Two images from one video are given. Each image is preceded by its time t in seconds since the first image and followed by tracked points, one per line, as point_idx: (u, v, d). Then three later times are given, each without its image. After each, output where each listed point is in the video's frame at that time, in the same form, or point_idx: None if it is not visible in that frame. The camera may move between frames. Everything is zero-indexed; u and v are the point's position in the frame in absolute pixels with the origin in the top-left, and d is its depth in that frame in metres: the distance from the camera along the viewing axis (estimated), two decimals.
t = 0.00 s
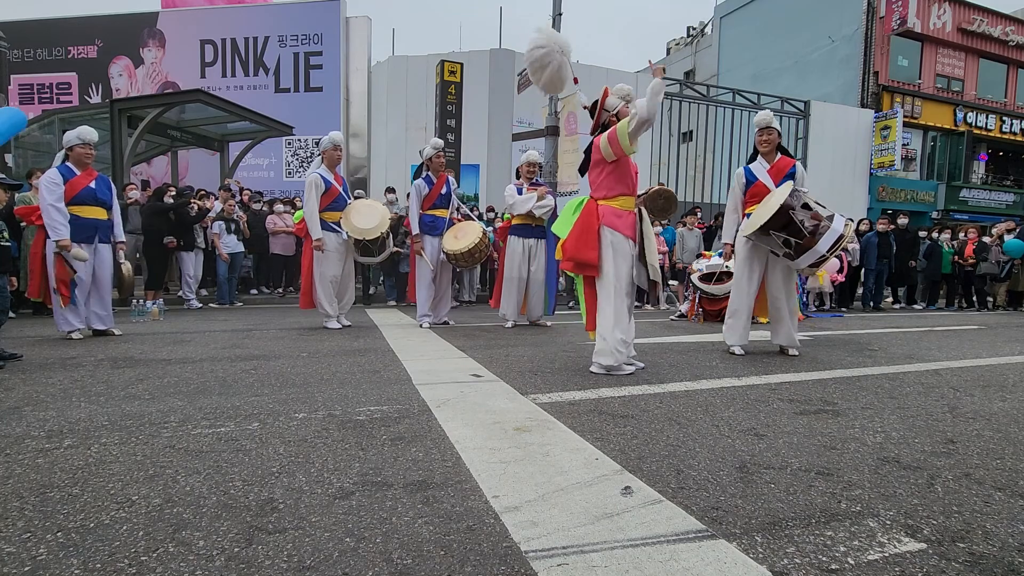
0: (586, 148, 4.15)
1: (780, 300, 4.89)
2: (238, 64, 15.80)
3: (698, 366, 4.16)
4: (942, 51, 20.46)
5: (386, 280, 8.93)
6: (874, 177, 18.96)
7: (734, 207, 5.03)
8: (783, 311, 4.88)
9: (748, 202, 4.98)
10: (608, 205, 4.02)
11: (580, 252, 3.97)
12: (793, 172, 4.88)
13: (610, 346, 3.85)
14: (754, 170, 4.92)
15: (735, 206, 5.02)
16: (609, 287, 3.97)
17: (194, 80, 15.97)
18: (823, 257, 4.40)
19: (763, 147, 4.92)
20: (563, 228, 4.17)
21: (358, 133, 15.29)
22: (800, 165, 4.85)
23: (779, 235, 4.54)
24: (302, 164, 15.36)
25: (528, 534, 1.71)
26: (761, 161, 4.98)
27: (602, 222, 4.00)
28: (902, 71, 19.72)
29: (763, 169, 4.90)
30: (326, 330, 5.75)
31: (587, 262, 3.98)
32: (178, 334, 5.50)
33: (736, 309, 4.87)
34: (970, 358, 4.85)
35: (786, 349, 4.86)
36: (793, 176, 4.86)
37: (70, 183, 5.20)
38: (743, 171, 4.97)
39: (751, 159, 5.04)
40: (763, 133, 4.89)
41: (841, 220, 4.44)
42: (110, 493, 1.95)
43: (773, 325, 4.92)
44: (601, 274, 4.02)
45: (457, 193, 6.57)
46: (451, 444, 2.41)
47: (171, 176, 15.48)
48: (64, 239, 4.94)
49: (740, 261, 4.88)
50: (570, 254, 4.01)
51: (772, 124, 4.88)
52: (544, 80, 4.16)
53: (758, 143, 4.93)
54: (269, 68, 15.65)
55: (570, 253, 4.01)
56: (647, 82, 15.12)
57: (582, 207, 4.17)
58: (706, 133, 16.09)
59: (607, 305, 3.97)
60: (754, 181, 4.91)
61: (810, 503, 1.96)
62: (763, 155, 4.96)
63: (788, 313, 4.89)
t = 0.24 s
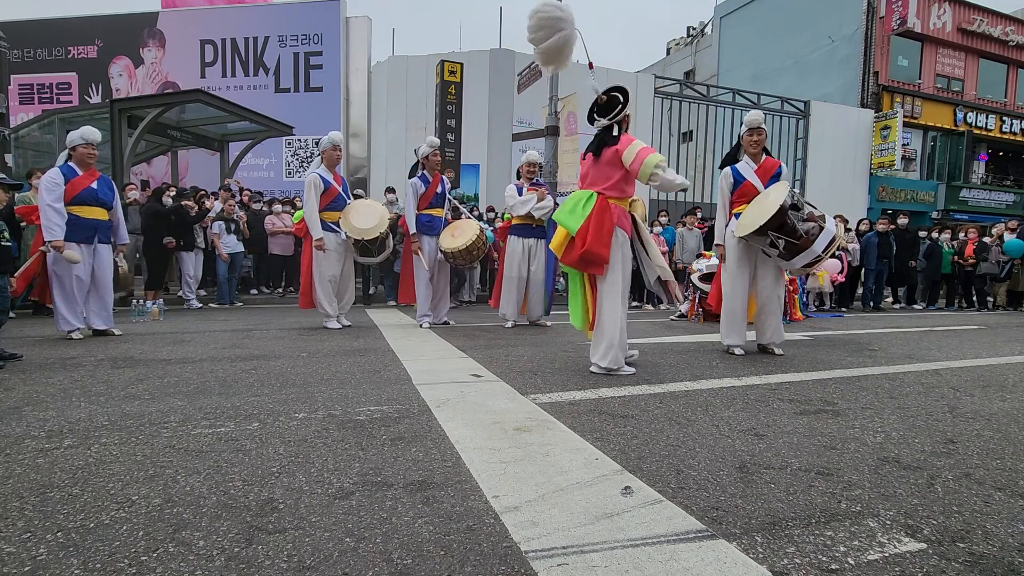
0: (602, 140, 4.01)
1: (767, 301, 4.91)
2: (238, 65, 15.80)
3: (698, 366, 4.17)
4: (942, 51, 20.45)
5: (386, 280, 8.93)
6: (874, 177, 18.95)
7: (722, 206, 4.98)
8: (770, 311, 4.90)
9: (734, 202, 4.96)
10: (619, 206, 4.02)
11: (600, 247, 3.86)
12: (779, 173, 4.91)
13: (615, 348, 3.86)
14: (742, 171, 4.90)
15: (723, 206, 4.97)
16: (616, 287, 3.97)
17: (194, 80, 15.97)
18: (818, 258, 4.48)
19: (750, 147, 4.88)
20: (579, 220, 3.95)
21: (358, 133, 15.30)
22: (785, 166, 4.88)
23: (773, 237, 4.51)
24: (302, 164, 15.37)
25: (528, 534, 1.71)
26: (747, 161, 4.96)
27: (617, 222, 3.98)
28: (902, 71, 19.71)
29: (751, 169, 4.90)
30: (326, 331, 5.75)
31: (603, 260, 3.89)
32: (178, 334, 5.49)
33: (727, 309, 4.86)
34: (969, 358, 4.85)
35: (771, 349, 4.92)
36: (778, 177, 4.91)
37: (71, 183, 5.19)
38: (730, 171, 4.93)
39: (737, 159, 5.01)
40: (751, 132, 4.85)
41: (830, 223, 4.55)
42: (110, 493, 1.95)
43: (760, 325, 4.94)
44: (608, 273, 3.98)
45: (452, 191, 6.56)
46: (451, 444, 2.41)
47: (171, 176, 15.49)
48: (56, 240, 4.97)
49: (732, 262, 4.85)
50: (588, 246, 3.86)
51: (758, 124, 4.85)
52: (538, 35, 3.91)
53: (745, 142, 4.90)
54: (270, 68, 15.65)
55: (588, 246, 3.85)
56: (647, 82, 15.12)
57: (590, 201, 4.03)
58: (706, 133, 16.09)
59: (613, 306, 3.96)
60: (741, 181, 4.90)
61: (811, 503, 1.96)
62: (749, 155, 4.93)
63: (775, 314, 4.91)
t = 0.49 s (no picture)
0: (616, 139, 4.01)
1: (760, 301, 4.87)
2: (238, 65, 15.80)
3: (698, 366, 4.16)
4: (942, 51, 20.45)
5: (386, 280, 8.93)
6: (874, 177, 18.95)
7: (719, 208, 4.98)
8: (760, 312, 4.89)
9: (730, 203, 4.96)
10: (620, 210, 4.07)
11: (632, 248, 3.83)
12: (773, 173, 4.91)
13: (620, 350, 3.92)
14: (737, 172, 4.90)
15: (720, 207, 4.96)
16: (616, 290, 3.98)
17: (194, 80, 15.97)
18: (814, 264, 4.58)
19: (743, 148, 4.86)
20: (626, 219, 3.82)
21: (358, 133, 15.29)
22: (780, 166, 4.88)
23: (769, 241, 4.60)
24: (302, 164, 15.37)
25: (528, 534, 1.71)
26: (741, 161, 4.95)
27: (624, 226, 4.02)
28: (902, 71, 19.70)
29: (746, 171, 4.89)
30: (326, 331, 5.75)
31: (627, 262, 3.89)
32: (178, 334, 5.49)
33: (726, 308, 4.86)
34: (970, 358, 4.85)
35: (757, 350, 4.91)
36: (773, 178, 4.93)
37: (75, 184, 5.20)
38: (725, 172, 4.92)
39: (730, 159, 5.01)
40: (743, 133, 4.82)
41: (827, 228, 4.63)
42: (109, 493, 1.95)
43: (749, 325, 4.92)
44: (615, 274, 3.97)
45: (447, 190, 6.56)
46: (451, 445, 2.41)
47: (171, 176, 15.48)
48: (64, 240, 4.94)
49: (728, 262, 4.84)
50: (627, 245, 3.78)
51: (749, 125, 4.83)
52: (616, 5, 3.83)
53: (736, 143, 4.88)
54: (269, 68, 15.65)
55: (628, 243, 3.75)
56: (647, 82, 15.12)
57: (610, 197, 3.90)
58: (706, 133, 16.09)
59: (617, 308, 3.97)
60: (737, 182, 4.89)
61: (811, 503, 1.96)
62: (741, 156, 4.92)
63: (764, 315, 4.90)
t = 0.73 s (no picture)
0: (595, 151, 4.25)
1: (760, 301, 4.87)
2: (238, 65, 15.80)
3: (698, 366, 4.16)
4: (942, 51, 20.45)
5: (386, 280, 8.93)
6: (874, 177, 18.95)
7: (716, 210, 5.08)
8: (762, 312, 4.87)
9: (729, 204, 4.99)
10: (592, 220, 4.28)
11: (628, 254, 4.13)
12: (770, 171, 4.84)
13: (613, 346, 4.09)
14: (731, 174, 4.92)
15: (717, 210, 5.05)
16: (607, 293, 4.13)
17: (194, 80, 15.96)
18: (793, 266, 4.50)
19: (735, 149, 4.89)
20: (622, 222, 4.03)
21: (358, 133, 15.29)
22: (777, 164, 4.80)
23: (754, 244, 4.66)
24: (302, 164, 15.37)
25: (528, 534, 1.71)
26: (737, 162, 4.96)
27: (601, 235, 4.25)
28: (902, 71, 19.70)
29: (738, 173, 4.91)
30: (326, 331, 5.75)
31: (618, 264, 4.12)
32: (178, 334, 5.49)
33: (721, 307, 4.90)
34: (970, 358, 4.85)
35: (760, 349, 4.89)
36: (769, 176, 4.87)
37: (78, 184, 5.20)
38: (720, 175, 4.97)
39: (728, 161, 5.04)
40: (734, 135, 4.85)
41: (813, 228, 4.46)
42: (109, 493, 1.95)
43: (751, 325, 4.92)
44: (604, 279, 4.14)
45: (446, 190, 6.57)
46: (451, 445, 2.41)
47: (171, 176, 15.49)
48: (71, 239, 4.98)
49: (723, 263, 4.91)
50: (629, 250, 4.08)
51: (735, 126, 4.86)
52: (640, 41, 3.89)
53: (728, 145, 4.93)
54: (269, 68, 15.65)
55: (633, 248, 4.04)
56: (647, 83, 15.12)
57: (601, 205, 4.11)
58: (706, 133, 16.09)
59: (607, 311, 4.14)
60: (732, 184, 4.92)
61: (811, 503, 1.96)
62: (736, 157, 4.93)
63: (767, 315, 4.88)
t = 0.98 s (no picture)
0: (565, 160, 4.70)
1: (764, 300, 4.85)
2: (238, 65, 15.80)
3: (698, 366, 4.17)
4: (942, 51, 20.45)
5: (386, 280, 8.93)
6: (874, 177, 18.94)
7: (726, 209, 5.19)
8: (768, 312, 4.82)
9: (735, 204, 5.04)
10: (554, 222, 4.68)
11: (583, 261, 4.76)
12: (769, 171, 4.80)
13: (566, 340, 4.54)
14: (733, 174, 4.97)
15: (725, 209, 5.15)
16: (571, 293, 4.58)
17: (194, 80, 15.96)
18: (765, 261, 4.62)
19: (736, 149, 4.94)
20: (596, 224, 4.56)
21: (358, 133, 15.29)
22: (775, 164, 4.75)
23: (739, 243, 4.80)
24: (302, 164, 15.36)
25: (528, 534, 1.71)
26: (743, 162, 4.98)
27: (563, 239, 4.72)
28: (902, 71, 19.71)
29: (739, 171, 4.96)
30: (326, 330, 5.76)
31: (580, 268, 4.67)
32: (178, 334, 5.49)
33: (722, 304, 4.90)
34: (969, 358, 4.85)
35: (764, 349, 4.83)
36: (767, 176, 4.82)
37: (80, 184, 5.20)
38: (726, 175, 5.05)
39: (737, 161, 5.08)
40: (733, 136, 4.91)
41: (789, 227, 4.60)
42: (110, 493, 1.95)
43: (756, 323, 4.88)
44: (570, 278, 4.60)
45: (447, 190, 6.56)
46: (451, 445, 2.41)
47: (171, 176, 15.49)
48: (75, 239, 4.99)
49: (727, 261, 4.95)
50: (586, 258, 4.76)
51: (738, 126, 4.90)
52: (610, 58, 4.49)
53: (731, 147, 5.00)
54: (270, 68, 15.65)
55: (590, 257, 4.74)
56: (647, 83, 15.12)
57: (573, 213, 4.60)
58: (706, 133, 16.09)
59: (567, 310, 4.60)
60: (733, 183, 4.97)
61: (810, 503, 1.96)
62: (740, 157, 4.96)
63: (772, 315, 4.83)
